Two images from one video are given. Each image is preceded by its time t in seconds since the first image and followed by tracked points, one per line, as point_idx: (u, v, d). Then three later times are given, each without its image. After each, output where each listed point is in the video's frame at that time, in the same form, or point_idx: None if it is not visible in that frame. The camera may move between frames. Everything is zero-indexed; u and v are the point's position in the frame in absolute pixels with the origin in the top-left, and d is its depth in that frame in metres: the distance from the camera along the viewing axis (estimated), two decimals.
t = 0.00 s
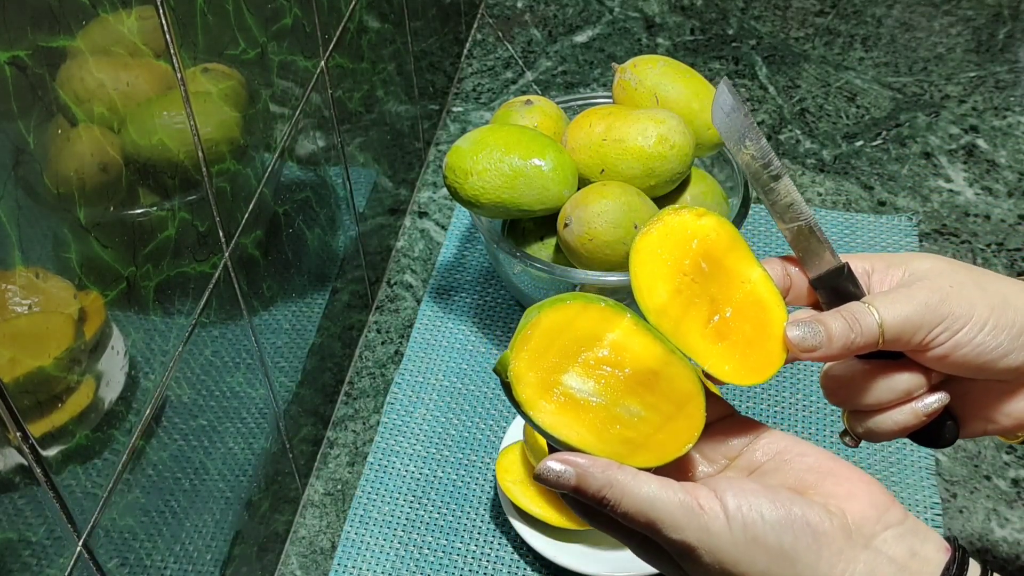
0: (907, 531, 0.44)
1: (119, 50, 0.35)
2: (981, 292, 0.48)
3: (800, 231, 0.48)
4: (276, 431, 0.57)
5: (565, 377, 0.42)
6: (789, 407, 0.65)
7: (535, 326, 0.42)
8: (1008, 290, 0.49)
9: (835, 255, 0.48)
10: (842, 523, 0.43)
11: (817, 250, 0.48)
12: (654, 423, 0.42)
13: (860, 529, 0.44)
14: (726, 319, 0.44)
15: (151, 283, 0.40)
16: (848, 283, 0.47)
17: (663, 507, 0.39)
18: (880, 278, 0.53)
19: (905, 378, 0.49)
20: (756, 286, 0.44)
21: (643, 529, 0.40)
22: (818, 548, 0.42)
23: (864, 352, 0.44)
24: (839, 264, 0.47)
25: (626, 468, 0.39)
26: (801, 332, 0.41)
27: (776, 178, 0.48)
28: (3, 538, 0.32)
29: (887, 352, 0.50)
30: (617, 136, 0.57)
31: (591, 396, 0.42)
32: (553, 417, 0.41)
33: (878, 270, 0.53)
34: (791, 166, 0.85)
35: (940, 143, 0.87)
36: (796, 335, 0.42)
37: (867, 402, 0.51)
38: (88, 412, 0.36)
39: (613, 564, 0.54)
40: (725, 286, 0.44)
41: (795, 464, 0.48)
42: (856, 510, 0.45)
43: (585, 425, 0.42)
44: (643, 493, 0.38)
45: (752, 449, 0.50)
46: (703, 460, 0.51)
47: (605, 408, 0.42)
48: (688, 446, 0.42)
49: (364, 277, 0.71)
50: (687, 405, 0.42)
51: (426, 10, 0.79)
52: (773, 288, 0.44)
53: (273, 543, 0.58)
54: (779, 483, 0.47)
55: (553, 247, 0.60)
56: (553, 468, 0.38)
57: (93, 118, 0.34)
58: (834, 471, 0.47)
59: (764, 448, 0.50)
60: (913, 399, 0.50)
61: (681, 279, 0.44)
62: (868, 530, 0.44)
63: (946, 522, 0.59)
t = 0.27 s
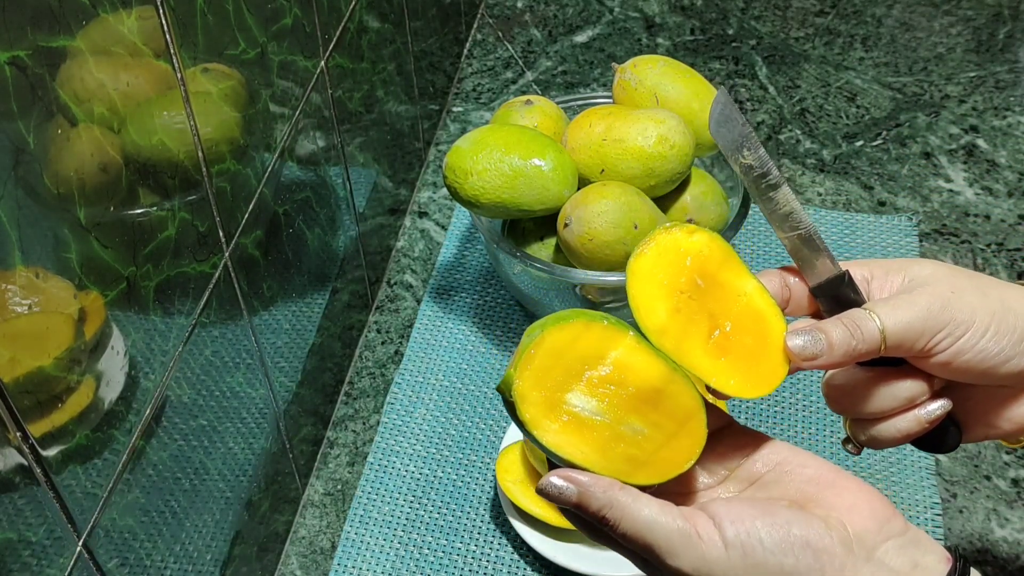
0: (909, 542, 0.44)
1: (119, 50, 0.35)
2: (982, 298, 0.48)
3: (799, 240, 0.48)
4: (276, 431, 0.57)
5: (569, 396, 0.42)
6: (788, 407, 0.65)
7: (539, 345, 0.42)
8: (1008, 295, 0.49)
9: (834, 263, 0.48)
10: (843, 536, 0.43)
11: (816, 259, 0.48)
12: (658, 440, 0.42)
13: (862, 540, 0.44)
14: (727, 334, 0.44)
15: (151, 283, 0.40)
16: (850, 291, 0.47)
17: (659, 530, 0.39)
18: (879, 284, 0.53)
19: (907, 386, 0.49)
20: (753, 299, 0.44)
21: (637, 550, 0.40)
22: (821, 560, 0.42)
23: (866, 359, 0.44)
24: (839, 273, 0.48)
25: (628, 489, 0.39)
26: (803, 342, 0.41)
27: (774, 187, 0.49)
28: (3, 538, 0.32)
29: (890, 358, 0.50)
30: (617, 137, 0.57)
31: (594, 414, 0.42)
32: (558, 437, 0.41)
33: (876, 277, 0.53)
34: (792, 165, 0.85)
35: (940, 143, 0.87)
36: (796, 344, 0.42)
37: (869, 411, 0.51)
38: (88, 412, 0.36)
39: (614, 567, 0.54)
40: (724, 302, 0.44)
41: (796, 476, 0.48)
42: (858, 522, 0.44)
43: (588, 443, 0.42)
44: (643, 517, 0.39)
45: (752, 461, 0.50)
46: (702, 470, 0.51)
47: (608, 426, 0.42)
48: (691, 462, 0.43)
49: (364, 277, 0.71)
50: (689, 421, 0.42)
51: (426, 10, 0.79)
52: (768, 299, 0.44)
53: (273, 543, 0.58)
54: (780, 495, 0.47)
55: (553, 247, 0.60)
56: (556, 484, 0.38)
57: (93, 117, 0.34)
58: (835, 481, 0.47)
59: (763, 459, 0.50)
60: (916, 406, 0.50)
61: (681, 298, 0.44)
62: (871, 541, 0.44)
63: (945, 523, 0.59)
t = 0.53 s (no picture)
0: (922, 548, 0.44)
1: (120, 50, 0.35)
2: (991, 284, 0.48)
3: (807, 232, 0.49)
4: (276, 431, 0.57)
5: (588, 398, 0.41)
6: (788, 407, 0.65)
7: (557, 347, 0.41)
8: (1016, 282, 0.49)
9: (843, 256, 0.48)
10: (856, 542, 0.43)
11: (822, 251, 0.49)
12: (675, 439, 0.42)
13: (876, 546, 0.44)
14: (737, 332, 0.44)
15: (151, 283, 0.40)
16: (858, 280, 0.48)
17: (676, 542, 0.39)
18: (887, 275, 0.53)
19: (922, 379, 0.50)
20: (750, 295, 0.45)
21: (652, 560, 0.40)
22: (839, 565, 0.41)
23: (873, 344, 0.44)
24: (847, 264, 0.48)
25: (648, 497, 0.39)
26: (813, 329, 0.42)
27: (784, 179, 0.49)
28: (3, 538, 0.32)
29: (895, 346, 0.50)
30: (617, 137, 0.57)
31: (614, 415, 0.41)
32: (579, 439, 0.40)
33: (884, 268, 0.53)
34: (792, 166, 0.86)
35: (940, 143, 0.87)
36: (804, 332, 0.43)
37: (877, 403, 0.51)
38: (88, 412, 0.36)
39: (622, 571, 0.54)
40: (728, 302, 0.44)
41: (805, 483, 0.48)
42: (871, 529, 0.44)
43: (610, 446, 0.41)
44: (660, 525, 0.38)
45: (761, 467, 0.51)
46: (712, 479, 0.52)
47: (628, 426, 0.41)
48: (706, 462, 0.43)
49: (364, 277, 0.71)
50: (701, 421, 0.43)
51: (426, 10, 0.79)
52: (766, 292, 0.46)
53: (273, 543, 0.58)
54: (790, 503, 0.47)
55: (553, 247, 0.60)
56: (576, 483, 0.38)
57: (93, 117, 0.34)
58: (846, 487, 0.47)
59: (772, 465, 0.50)
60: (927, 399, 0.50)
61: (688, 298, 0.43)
62: (885, 547, 0.44)
63: (946, 522, 0.59)
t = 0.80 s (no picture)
0: (921, 547, 0.44)
1: (120, 50, 0.35)
2: (983, 270, 0.48)
3: (801, 223, 0.49)
4: (276, 431, 0.57)
5: (596, 394, 0.41)
6: (788, 407, 0.65)
7: (564, 346, 0.41)
8: (1008, 269, 0.49)
9: (835, 246, 0.49)
10: (857, 542, 0.43)
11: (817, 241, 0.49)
12: (682, 435, 0.42)
13: (876, 545, 0.44)
14: (734, 323, 0.43)
15: (151, 283, 0.40)
16: (851, 270, 0.48)
17: (682, 540, 0.39)
18: (878, 264, 0.53)
19: (909, 361, 0.49)
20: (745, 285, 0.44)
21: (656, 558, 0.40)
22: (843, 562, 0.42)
23: (865, 331, 0.45)
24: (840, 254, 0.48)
25: (655, 496, 0.39)
26: (808, 318, 0.42)
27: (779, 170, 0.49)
28: (3, 538, 0.32)
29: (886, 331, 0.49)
30: (617, 137, 0.57)
31: (623, 410, 0.41)
32: (590, 436, 0.40)
33: (876, 258, 0.53)
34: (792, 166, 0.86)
35: (940, 143, 0.87)
36: (799, 319, 0.43)
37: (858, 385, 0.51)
38: (88, 412, 0.36)
39: (622, 571, 0.54)
40: (722, 293, 0.44)
41: (805, 484, 0.48)
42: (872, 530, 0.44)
43: (619, 441, 0.41)
44: (666, 523, 0.38)
45: (761, 469, 0.50)
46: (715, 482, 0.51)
47: (637, 421, 0.41)
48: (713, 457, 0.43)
49: (364, 277, 0.71)
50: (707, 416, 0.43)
51: (426, 10, 0.79)
52: (758, 281, 0.45)
53: (273, 543, 0.58)
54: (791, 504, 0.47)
55: (553, 247, 0.60)
56: (586, 476, 0.38)
57: (93, 117, 0.34)
58: (845, 488, 0.47)
59: (772, 467, 0.50)
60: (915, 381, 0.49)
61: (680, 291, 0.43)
62: (885, 546, 0.44)
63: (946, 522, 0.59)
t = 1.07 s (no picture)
0: (910, 548, 0.44)
1: (119, 50, 0.35)
2: (975, 229, 0.50)
3: (798, 184, 0.51)
4: (276, 431, 0.57)
5: (584, 404, 0.42)
6: (788, 406, 0.65)
7: (551, 356, 0.41)
8: (1000, 228, 0.51)
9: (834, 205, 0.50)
10: (847, 544, 0.43)
11: (817, 201, 0.51)
12: (669, 441, 0.43)
13: (865, 547, 0.44)
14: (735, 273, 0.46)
15: (151, 283, 0.40)
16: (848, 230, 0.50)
17: (671, 547, 0.39)
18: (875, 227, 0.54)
19: (901, 314, 0.50)
20: (744, 240, 0.47)
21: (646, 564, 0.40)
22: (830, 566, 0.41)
23: (858, 284, 0.47)
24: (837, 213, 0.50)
25: (645, 503, 0.39)
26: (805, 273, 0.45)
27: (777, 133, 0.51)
28: (3, 538, 0.32)
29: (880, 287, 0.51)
30: (617, 136, 0.57)
31: (610, 419, 0.42)
32: (577, 445, 0.41)
33: (873, 221, 0.54)
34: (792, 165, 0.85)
35: (940, 143, 0.87)
36: (795, 273, 0.46)
37: (848, 338, 0.51)
38: (88, 412, 0.36)
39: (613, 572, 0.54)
40: (723, 245, 0.46)
41: (794, 488, 0.48)
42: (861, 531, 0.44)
43: (607, 449, 0.41)
44: (654, 530, 0.39)
45: (750, 474, 0.51)
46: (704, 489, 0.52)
47: (624, 429, 0.42)
48: (701, 461, 0.44)
49: (364, 277, 0.71)
50: (693, 421, 0.44)
51: (426, 10, 0.79)
52: (755, 237, 0.48)
53: (273, 543, 0.58)
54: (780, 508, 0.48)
55: (553, 247, 0.60)
56: (575, 485, 0.38)
57: (93, 117, 0.34)
58: (835, 491, 0.47)
59: (760, 472, 0.50)
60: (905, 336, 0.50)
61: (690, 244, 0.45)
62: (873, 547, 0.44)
63: (945, 524, 0.59)
